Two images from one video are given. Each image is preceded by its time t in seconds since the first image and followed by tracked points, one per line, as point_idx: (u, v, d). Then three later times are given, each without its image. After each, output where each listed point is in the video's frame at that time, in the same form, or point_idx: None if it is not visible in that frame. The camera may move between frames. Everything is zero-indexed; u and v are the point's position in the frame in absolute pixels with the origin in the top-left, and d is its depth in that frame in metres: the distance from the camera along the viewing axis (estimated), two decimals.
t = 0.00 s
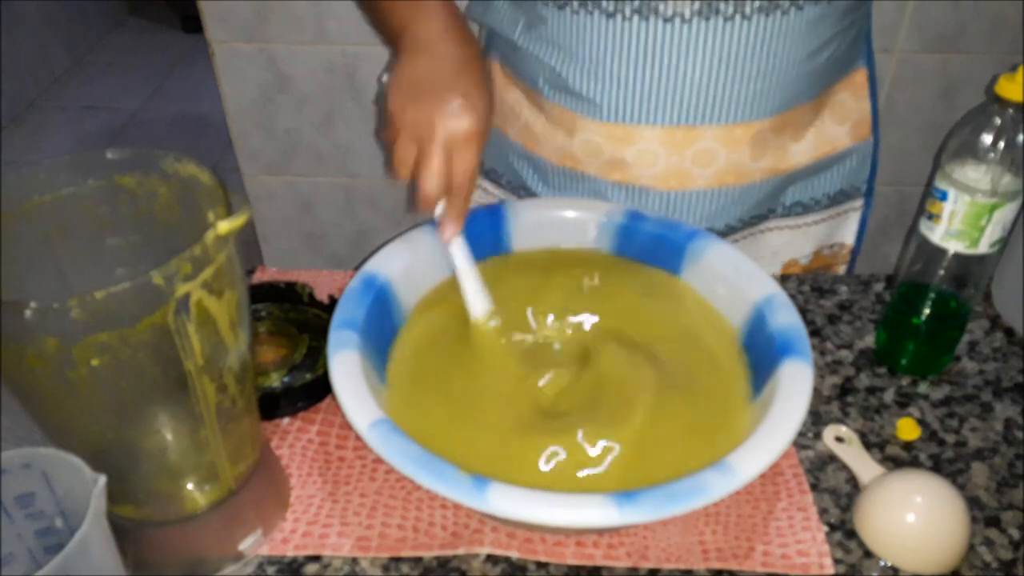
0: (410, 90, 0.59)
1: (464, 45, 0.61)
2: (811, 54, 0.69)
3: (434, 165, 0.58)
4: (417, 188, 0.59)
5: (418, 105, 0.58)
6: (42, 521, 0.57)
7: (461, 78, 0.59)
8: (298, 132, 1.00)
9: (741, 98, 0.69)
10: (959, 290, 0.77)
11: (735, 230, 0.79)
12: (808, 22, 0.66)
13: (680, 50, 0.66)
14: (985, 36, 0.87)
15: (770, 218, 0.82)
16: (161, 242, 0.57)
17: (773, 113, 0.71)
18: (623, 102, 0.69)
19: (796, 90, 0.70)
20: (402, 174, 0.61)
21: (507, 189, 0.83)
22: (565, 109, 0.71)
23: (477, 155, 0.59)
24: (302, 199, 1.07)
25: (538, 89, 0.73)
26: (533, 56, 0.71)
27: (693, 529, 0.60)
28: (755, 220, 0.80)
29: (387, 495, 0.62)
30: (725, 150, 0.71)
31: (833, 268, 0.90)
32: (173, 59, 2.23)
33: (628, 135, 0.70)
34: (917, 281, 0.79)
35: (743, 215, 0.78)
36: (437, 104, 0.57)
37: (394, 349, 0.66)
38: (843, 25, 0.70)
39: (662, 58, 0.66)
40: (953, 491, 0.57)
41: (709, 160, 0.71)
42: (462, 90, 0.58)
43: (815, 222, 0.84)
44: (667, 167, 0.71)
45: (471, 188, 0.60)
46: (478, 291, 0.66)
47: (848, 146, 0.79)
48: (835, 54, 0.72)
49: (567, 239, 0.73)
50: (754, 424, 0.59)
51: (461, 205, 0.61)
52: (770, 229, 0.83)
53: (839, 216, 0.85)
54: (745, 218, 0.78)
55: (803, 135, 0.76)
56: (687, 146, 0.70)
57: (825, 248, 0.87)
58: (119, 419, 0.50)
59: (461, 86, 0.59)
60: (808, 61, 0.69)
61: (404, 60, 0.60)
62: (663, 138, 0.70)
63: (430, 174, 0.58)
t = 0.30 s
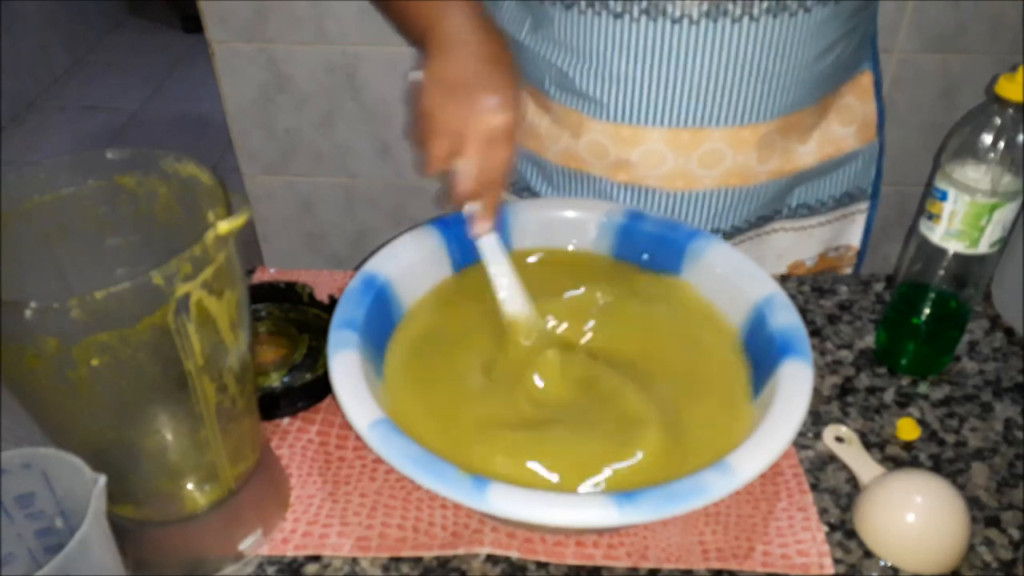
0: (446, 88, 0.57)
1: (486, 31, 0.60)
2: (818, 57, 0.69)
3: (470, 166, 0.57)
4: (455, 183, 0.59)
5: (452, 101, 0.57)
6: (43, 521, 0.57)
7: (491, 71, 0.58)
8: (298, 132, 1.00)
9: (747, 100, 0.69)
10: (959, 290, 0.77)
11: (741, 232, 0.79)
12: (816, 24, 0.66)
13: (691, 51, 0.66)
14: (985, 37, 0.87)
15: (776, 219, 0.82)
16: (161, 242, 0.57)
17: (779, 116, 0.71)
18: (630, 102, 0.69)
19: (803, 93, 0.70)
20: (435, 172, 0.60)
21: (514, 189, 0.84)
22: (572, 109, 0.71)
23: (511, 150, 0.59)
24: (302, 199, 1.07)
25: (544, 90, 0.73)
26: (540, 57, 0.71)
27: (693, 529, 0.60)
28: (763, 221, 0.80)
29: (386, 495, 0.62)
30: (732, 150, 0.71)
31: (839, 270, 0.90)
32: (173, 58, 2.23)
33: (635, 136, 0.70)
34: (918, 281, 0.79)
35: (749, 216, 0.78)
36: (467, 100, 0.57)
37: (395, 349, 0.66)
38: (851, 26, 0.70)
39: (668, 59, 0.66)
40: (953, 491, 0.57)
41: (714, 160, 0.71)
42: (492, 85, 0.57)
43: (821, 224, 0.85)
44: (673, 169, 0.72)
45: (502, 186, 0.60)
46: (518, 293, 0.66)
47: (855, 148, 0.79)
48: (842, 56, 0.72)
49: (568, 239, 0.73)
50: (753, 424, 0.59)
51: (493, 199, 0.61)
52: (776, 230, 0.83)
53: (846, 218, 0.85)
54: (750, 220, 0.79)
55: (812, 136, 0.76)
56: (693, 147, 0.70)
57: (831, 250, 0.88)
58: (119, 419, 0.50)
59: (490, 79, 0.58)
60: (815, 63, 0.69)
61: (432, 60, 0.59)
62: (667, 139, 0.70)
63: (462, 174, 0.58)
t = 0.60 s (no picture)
0: (456, 91, 0.60)
1: (497, 37, 0.62)
2: (825, 60, 0.69)
3: (484, 167, 0.60)
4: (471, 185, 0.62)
5: (465, 103, 0.59)
6: (43, 521, 0.57)
7: (503, 76, 0.60)
8: (298, 132, 1.00)
9: (754, 103, 0.69)
10: (959, 290, 0.77)
11: (745, 233, 0.79)
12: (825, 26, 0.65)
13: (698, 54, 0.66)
14: (985, 37, 0.87)
15: (781, 220, 0.80)
16: (161, 242, 0.57)
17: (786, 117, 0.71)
18: (638, 104, 0.69)
19: (811, 94, 0.70)
20: (450, 170, 0.63)
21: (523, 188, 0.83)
22: (578, 110, 0.71)
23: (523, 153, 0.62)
24: (302, 199, 1.08)
25: (551, 89, 0.72)
26: (548, 56, 0.71)
27: (693, 529, 0.60)
28: (767, 223, 0.79)
29: (386, 495, 0.62)
30: (740, 150, 0.71)
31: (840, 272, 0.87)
32: (174, 59, 2.22)
33: (640, 137, 0.70)
34: (918, 281, 0.79)
35: (753, 219, 0.78)
36: (480, 104, 0.59)
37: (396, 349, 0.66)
38: (860, 29, 0.70)
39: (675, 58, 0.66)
40: (953, 491, 0.57)
41: (721, 162, 0.72)
42: (503, 90, 0.60)
43: (825, 224, 0.82)
44: (680, 170, 0.72)
45: (513, 184, 0.63)
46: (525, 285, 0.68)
47: (859, 149, 0.78)
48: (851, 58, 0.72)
49: (568, 239, 0.73)
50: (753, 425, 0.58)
51: (507, 199, 0.64)
52: (780, 231, 0.81)
53: (850, 217, 0.83)
54: (755, 221, 0.78)
55: (815, 139, 0.75)
56: (702, 148, 0.71)
57: (834, 250, 0.85)
58: (119, 419, 0.50)
59: (505, 85, 0.60)
60: (824, 64, 0.69)
61: (446, 64, 0.61)
62: (676, 142, 0.70)
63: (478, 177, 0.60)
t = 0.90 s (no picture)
0: (461, 93, 0.61)
1: (510, 43, 0.63)
2: (840, 58, 0.70)
3: (494, 165, 0.60)
4: (477, 186, 0.62)
5: (471, 105, 0.60)
6: (39, 522, 0.56)
7: (508, 75, 0.61)
8: (297, 131, 1.05)
9: (771, 102, 0.70)
10: (963, 290, 0.78)
11: (759, 233, 0.80)
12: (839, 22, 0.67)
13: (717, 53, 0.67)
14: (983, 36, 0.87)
15: (794, 219, 0.82)
16: (158, 241, 0.56)
17: (802, 116, 0.72)
18: (653, 102, 0.70)
19: (825, 92, 0.72)
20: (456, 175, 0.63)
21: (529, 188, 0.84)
22: (595, 110, 0.73)
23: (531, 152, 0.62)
24: (301, 199, 1.13)
25: (565, 90, 0.74)
26: (561, 55, 0.72)
27: (694, 531, 0.59)
28: (784, 219, 0.81)
29: (385, 497, 0.62)
30: (756, 150, 0.72)
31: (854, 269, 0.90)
32: (174, 59, 2.25)
33: (657, 135, 0.71)
34: (920, 280, 0.79)
35: (768, 219, 0.79)
36: (485, 104, 0.60)
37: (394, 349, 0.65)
38: (874, 26, 0.72)
39: (693, 56, 0.67)
40: (959, 495, 0.57)
41: (739, 161, 0.72)
42: (512, 90, 0.60)
43: (838, 221, 0.85)
44: (695, 169, 0.72)
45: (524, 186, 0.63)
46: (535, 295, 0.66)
47: (871, 145, 0.80)
48: (865, 54, 0.74)
49: (569, 240, 0.72)
50: (754, 427, 0.58)
51: (514, 202, 0.63)
52: (796, 229, 0.83)
53: (862, 215, 0.86)
54: (771, 220, 0.79)
55: (830, 137, 0.76)
56: (718, 147, 0.72)
57: (847, 247, 0.88)
58: (115, 420, 0.50)
59: (511, 86, 0.61)
60: (838, 62, 0.70)
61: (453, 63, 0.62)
62: (692, 139, 0.71)
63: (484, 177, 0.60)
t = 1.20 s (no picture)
0: (458, 83, 0.62)
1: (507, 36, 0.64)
2: (845, 54, 0.70)
3: (487, 155, 0.61)
4: (470, 178, 0.62)
5: (472, 94, 0.61)
6: (37, 523, 0.54)
7: (503, 68, 0.62)
8: (294, 130, 1.06)
9: (773, 99, 0.70)
10: (964, 291, 0.76)
11: (759, 229, 0.80)
12: (844, 20, 0.67)
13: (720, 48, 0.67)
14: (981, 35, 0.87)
15: (790, 216, 0.83)
16: (156, 239, 0.55)
17: (804, 114, 0.72)
18: (656, 97, 0.70)
19: (827, 90, 0.72)
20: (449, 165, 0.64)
21: (526, 185, 0.84)
22: (597, 105, 0.73)
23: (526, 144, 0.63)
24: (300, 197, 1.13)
25: (568, 86, 0.74)
26: (564, 49, 0.72)
27: (695, 533, 0.59)
28: (779, 218, 0.81)
29: (384, 498, 0.61)
30: (758, 147, 0.72)
31: (845, 264, 0.92)
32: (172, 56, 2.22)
33: (661, 132, 0.71)
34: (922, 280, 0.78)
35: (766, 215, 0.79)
36: (484, 94, 0.61)
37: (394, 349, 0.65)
38: (879, 24, 0.72)
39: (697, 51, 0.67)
40: (961, 497, 0.57)
41: (742, 158, 0.72)
42: (510, 82, 0.62)
43: (831, 219, 0.86)
44: (700, 166, 0.72)
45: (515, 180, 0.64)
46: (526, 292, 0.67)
47: (865, 143, 0.80)
48: (868, 52, 0.74)
49: (568, 239, 0.72)
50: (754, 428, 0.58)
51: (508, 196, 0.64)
52: (790, 226, 0.84)
53: (854, 211, 0.87)
54: (768, 217, 0.79)
55: (830, 133, 0.76)
56: (722, 143, 0.71)
57: (840, 244, 0.89)
58: (114, 421, 0.49)
59: (507, 78, 0.62)
60: (841, 60, 0.70)
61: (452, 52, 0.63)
62: (696, 136, 0.71)
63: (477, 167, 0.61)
